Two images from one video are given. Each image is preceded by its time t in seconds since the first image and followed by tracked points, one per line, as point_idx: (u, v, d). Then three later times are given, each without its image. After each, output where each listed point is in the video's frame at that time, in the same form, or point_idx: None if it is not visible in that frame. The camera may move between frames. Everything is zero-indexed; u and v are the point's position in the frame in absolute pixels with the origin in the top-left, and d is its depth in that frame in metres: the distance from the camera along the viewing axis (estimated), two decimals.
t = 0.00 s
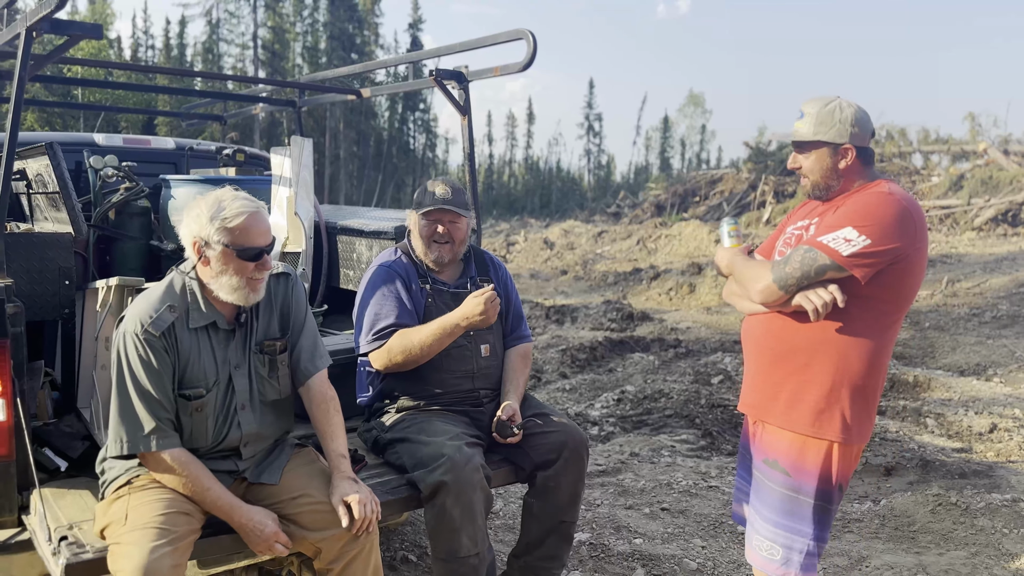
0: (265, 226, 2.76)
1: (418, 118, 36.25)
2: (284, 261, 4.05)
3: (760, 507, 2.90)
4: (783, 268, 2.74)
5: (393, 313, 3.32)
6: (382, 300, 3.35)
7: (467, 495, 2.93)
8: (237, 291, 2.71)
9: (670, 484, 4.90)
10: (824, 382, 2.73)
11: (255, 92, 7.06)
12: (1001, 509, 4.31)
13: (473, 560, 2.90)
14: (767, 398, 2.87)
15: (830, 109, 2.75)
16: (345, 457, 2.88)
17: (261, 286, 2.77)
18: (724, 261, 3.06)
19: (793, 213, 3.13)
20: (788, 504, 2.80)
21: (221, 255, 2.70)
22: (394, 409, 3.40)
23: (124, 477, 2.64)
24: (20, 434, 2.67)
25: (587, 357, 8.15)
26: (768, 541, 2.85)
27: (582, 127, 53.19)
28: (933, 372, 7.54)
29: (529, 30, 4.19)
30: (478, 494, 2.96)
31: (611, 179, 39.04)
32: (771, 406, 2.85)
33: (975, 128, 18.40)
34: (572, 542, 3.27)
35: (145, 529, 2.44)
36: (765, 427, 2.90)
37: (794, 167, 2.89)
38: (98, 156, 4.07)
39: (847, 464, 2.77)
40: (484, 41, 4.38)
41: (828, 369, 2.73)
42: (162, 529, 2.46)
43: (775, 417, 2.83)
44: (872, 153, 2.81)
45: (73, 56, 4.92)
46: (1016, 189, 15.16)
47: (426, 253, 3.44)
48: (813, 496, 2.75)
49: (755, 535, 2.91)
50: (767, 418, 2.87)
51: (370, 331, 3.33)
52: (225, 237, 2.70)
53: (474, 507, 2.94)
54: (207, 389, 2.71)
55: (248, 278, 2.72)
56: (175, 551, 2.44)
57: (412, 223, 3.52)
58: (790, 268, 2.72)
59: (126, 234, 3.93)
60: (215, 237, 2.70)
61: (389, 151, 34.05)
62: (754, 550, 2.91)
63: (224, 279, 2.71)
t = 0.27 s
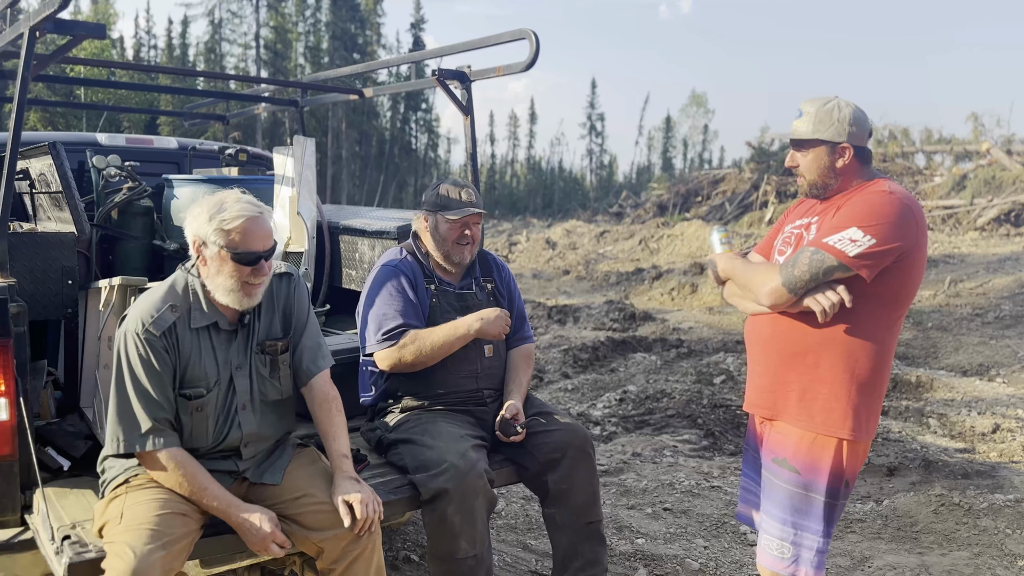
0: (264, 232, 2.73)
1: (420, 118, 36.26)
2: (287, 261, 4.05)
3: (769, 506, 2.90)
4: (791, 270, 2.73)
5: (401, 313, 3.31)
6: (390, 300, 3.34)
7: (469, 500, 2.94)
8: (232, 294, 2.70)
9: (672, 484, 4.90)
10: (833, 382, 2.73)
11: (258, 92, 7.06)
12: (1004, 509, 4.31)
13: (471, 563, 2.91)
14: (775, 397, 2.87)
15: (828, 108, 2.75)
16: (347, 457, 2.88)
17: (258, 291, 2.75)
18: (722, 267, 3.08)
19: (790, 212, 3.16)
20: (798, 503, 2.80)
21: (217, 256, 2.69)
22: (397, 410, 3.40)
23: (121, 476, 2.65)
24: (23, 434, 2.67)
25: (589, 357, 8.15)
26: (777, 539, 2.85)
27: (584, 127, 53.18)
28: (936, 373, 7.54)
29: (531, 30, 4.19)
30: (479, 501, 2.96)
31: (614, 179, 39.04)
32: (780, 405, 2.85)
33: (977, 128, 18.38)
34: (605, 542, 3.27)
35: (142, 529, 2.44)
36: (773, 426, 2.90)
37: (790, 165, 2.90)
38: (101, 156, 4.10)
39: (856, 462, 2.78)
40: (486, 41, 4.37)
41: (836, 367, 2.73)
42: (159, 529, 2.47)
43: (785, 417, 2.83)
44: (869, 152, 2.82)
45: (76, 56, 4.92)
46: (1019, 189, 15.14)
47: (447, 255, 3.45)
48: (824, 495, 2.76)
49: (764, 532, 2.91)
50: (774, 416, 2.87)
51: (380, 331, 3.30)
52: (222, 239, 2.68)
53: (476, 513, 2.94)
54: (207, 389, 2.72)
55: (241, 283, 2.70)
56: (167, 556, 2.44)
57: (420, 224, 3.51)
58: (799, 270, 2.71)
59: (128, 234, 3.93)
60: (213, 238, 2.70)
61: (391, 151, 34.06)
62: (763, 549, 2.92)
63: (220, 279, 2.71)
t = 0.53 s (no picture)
0: (261, 234, 2.71)
1: (422, 118, 36.27)
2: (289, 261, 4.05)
3: (781, 510, 2.88)
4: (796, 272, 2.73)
5: (404, 312, 3.31)
6: (393, 298, 3.34)
7: (471, 499, 2.94)
8: (226, 294, 2.70)
9: (673, 484, 4.89)
10: (840, 384, 2.73)
11: (260, 92, 7.06)
12: (1006, 509, 4.31)
13: (473, 563, 2.91)
14: (781, 400, 2.87)
15: (845, 99, 2.78)
16: (348, 457, 2.88)
17: (253, 292, 2.73)
18: (723, 274, 3.08)
19: (793, 212, 3.16)
20: (811, 506, 2.79)
21: (213, 255, 2.69)
22: (399, 409, 3.40)
23: (123, 477, 2.64)
24: (25, 433, 2.67)
25: (590, 357, 8.15)
26: (792, 543, 2.84)
27: (586, 127, 53.18)
28: (938, 373, 7.53)
29: (533, 30, 4.19)
30: (481, 500, 2.97)
31: (615, 179, 39.02)
32: (787, 408, 2.85)
33: (979, 128, 18.36)
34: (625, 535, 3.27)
35: (145, 528, 2.44)
36: (780, 428, 2.90)
37: (798, 153, 2.92)
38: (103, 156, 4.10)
39: (866, 463, 2.76)
40: (488, 41, 4.37)
41: (843, 369, 2.73)
42: (162, 528, 2.47)
43: (793, 420, 2.82)
44: (879, 155, 2.82)
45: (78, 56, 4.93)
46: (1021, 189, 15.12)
47: (453, 254, 3.44)
48: (837, 497, 2.74)
49: (777, 537, 2.90)
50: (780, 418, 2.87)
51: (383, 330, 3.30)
52: (217, 239, 2.68)
53: (478, 512, 2.95)
54: (205, 389, 2.72)
55: (234, 283, 2.69)
56: (172, 554, 2.44)
57: (425, 223, 3.54)
58: (802, 271, 2.71)
59: (130, 234, 3.93)
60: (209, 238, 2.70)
61: (393, 151, 34.08)
62: (778, 553, 2.90)
63: (214, 277, 2.70)
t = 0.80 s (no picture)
0: (257, 236, 2.70)
1: (424, 118, 36.28)
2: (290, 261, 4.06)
3: (797, 515, 2.89)
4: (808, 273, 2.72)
5: (403, 309, 3.31)
6: (392, 296, 3.34)
7: (474, 491, 2.95)
8: (223, 294, 2.71)
9: (675, 484, 4.89)
10: (853, 386, 2.72)
11: (262, 92, 7.07)
12: (1008, 510, 4.30)
13: (479, 558, 2.92)
14: (794, 403, 2.87)
15: (845, 96, 2.80)
16: (349, 457, 2.88)
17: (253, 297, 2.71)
18: (732, 271, 3.07)
19: (806, 212, 3.16)
20: (827, 510, 2.79)
21: (209, 257, 2.70)
22: (399, 408, 3.40)
23: (127, 478, 2.64)
24: (27, 433, 2.67)
25: (591, 357, 8.15)
26: (808, 549, 2.84)
27: (587, 127, 53.17)
28: (940, 373, 7.52)
29: (534, 30, 4.19)
30: (484, 492, 2.98)
31: (616, 179, 39.02)
32: (800, 411, 2.85)
33: (981, 128, 18.36)
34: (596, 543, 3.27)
35: (152, 527, 2.44)
36: (793, 432, 2.90)
37: (808, 154, 2.94)
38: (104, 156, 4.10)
39: (883, 466, 2.75)
40: (489, 41, 4.37)
41: (855, 371, 2.73)
42: (169, 527, 2.47)
43: (807, 424, 2.82)
44: (888, 147, 2.80)
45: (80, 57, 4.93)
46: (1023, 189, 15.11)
47: (453, 249, 3.48)
48: (853, 500, 2.74)
49: (793, 542, 2.90)
50: (794, 421, 2.87)
51: (382, 330, 3.30)
52: (213, 241, 2.67)
53: (481, 504, 2.96)
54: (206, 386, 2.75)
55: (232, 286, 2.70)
56: (182, 548, 2.45)
57: (424, 224, 3.56)
58: (815, 273, 2.70)
59: (131, 234, 3.93)
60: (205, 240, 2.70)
61: (394, 151, 34.09)
62: (794, 558, 2.90)
63: (212, 279, 2.71)
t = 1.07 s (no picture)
0: (252, 229, 2.72)
1: (425, 118, 36.30)
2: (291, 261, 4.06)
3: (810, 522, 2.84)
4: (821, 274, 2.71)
5: (404, 312, 3.32)
6: (393, 298, 3.34)
7: (474, 496, 2.95)
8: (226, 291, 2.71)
9: (676, 484, 4.89)
10: (867, 388, 2.70)
11: (263, 93, 7.07)
12: (1009, 510, 4.31)
13: (478, 561, 2.93)
14: (807, 407, 2.84)
15: (857, 95, 2.79)
16: (350, 457, 2.88)
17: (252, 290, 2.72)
18: (752, 273, 3.06)
19: (826, 214, 3.12)
20: (842, 515, 2.76)
21: (208, 254, 2.70)
22: (401, 408, 3.39)
23: (128, 478, 2.64)
24: (29, 433, 2.68)
25: (592, 357, 8.14)
26: (823, 557, 2.79)
27: (588, 127, 53.14)
28: (941, 373, 7.52)
29: (535, 30, 4.19)
30: (484, 496, 2.98)
31: (618, 179, 39.01)
32: (814, 415, 2.82)
33: (982, 128, 18.36)
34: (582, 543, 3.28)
35: (152, 527, 2.44)
36: (808, 437, 2.86)
37: (822, 154, 2.92)
38: (106, 156, 4.11)
39: (901, 470, 2.71)
40: (491, 41, 4.37)
41: (869, 373, 2.70)
42: (169, 527, 2.47)
43: (820, 428, 2.79)
44: (904, 144, 2.78)
45: (81, 57, 4.93)
46: None
47: (460, 249, 3.49)
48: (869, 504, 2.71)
49: (807, 550, 2.85)
50: (809, 427, 2.84)
51: (384, 333, 3.31)
52: (210, 237, 2.69)
53: (481, 508, 2.96)
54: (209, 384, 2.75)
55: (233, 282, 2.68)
56: (181, 549, 2.45)
57: (427, 223, 3.55)
58: (822, 273, 2.70)
59: (132, 234, 3.94)
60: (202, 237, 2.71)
61: (395, 151, 34.10)
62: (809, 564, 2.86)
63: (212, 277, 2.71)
